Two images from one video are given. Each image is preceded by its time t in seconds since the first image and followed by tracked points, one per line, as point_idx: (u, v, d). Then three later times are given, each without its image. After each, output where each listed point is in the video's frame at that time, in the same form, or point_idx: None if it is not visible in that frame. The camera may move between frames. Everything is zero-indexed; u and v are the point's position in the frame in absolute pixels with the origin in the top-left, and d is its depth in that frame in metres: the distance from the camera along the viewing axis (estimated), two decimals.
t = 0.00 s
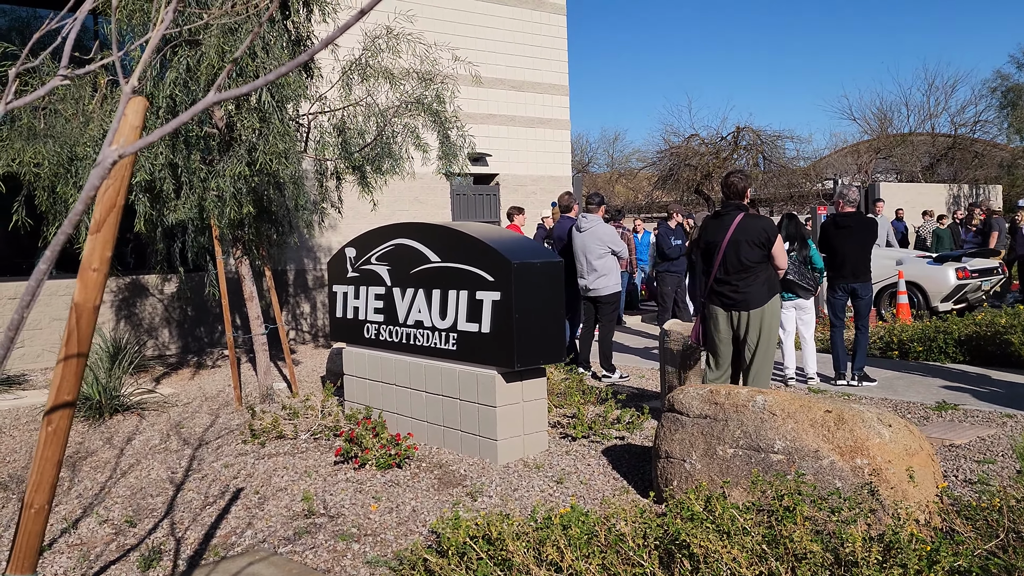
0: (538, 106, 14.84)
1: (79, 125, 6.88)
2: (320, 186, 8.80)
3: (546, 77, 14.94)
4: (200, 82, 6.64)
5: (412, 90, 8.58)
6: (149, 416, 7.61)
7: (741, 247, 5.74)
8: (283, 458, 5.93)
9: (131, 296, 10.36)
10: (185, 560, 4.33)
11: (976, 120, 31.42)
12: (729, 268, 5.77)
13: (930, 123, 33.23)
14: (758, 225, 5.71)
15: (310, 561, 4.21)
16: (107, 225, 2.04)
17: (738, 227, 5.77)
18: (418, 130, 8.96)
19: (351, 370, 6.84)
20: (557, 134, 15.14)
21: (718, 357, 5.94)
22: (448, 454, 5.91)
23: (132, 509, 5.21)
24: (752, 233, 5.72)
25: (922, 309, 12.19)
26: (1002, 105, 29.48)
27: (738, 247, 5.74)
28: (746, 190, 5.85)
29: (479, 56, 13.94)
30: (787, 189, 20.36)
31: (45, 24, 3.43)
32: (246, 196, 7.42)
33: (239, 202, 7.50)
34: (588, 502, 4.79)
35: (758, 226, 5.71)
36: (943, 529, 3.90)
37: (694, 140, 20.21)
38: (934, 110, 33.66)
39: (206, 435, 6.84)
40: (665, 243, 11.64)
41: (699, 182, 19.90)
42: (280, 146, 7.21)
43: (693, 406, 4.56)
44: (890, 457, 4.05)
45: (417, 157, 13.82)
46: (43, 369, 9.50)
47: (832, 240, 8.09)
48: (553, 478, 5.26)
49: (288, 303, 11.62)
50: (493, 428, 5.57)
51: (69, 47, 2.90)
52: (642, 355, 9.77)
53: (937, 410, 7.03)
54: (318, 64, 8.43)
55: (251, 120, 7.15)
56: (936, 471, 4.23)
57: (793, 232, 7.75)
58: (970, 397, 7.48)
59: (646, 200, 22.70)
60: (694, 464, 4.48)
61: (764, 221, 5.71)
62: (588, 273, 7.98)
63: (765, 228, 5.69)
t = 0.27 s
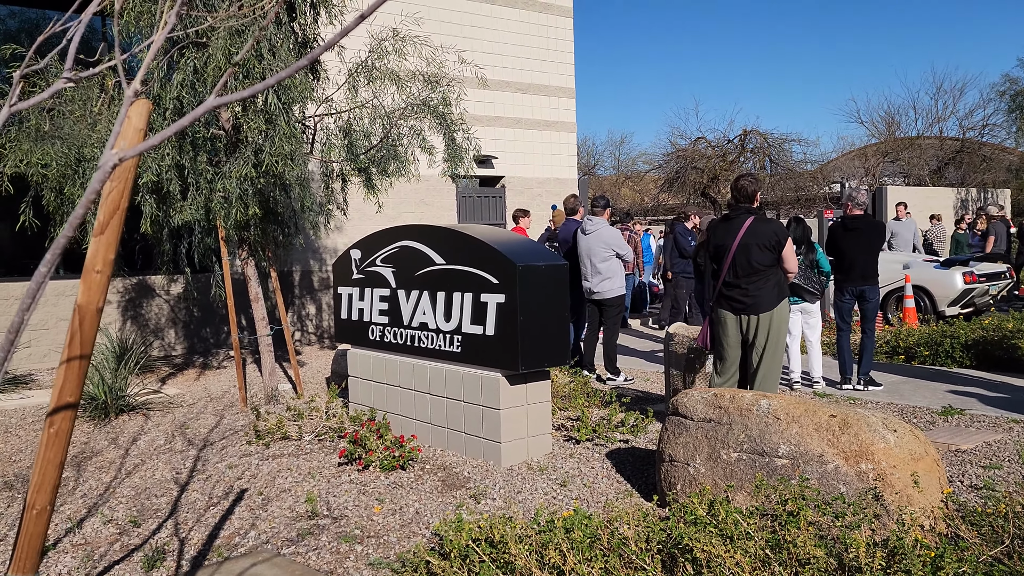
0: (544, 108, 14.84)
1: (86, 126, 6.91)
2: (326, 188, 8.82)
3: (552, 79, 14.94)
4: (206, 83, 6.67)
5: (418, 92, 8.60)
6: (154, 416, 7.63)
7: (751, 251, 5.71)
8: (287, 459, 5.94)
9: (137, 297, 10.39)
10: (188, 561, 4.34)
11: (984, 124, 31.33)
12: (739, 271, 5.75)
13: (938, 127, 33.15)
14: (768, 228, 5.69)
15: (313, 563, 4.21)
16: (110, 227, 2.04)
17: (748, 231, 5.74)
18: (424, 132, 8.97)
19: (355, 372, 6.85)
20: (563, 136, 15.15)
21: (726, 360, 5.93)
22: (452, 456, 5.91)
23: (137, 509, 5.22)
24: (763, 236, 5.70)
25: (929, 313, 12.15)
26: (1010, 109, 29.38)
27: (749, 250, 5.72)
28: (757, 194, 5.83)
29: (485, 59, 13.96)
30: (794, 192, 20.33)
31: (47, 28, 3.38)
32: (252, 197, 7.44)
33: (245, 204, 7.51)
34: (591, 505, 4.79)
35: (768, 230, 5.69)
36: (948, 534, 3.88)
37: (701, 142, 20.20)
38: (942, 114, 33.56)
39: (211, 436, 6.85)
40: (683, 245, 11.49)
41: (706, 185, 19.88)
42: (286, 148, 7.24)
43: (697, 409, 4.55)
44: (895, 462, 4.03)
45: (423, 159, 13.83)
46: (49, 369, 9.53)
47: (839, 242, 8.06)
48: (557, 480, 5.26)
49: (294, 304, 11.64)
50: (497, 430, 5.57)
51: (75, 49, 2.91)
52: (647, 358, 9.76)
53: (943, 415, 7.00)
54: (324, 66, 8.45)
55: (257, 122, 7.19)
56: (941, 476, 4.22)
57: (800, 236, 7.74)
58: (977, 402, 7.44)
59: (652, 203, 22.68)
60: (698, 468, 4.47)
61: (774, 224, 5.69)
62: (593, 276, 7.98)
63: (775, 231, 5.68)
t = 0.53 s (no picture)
0: (550, 106, 14.84)
1: (92, 122, 6.94)
2: (331, 185, 8.83)
3: (558, 78, 14.94)
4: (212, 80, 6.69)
5: (423, 90, 8.61)
6: (159, 412, 7.66)
7: (753, 249, 5.71)
8: (290, 455, 5.96)
9: (143, 293, 10.43)
10: (190, 555, 4.36)
11: (993, 124, 31.20)
12: (740, 270, 5.75)
13: (946, 126, 33.02)
14: (772, 227, 5.68)
15: (314, 558, 4.23)
16: (109, 223, 2.06)
17: (751, 230, 5.74)
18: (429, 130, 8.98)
19: (359, 369, 6.86)
20: (568, 135, 15.14)
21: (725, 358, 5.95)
22: (454, 453, 5.92)
23: (140, 504, 5.24)
24: (765, 235, 5.69)
25: (935, 314, 12.11)
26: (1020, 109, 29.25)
27: (751, 249, 5.72)
28: (761, 192, 5.81)
29: (491, 57, 13.95)
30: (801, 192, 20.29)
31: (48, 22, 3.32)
32: (257, 194, 7.45)
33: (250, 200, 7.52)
34: (592, 503, 4.79)
35: (771, 230, 5.68)
36: (949, 535, 3.88)
37: (708, 141, 20.17)
38: (950, 113, 33.44)
39: (215, 432, 6.87)
40: (697, 240, 11.35)
41: (712, 183, 19.84)
42: (291, 145, 7.25)
43: (699, 408, 4.56)
44: (896, 461, 4.03)
45: (428, 157, 13.84)
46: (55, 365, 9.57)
47: (845, 241, 8.04)
48: (559, 478, 5.26)
49: (299, 301, 11.68)
50: (500, 427, 5.58)
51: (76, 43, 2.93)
52: (651, 357, 9.75)
53: (947, 415, 6.98)
54: (329, 64, 8.47)
55: (262, 118, 7.20)
56: (943, 476, 4.21)
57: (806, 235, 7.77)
58: (981, 402, 7.42)
59: (658, 202, 22.66)
60: (699, 467, 4.47)
61: (778, 224, 5.68)
62: (596, 274, 7.98)
63: (779, 231, 5.66)
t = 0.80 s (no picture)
0: (556, 104, 14.85)
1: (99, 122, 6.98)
2: (336, 184, 8.86)
3: (564, 76, 14.94)
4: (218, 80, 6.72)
5: (428, 89, 8.63)
6: (165, 410, 7.71)
7: (750, 249, 5.72)
8: (294, 453, 6.00)
9: (150, 291, 10.48)
10: (194, 552, 4.39)
11: (1002, 122, 31.07)
12: (737, 269, 5.76)
13: (955, 124, 32.90)
14: (770, 228, 5.69)
15: (316, 555, 4.26)
16: (108, 224, 2.08)
17: (749, 229, 5.74)
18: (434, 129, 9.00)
19: (363, 367, 6.89)
20: (574, 133, 15.14)
21: (721, 357, 5.96)
22: (457, 451, 5.95)
23: (145, 501, 5.29)
24: (763, 235, 5.69)
25: (941, 312, 12.08)
26: None
27: (748, 249, 5.73)
28: (759, 192, 5.84)
29: (496, 55, 13.96)
30: (808, 190, 20.26)
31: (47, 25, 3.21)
32: (263, 193, 7.48)
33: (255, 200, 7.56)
34: (593, 501, 4.81)
35: (769, 230, 5.68)
36: (949, 534, 3.89)
37: (714, 140, 20.17)
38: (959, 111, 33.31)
39: (220, 430, 6.92)
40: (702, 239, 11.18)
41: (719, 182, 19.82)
42: (296, 145, 7.27)
43: (700, 407, 4.57)
44: (896, 460, 4.03)
45: (434, 156, 13.86)
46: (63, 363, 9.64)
47: (852, 239, 8.04)
48: (561, 477, 5.28)
49: (305, 300, 11.73)
50: (502, 426, 5.60)
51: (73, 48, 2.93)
52: (655, 355, 9.76)
53: (951, 414, 6.98)
54: (334, 63, 8.50)
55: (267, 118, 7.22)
56: (943, 475, 4.22)
57: (810, 234, 7.79)
58: (986, 402, 7.41)
59: (665, 200, 22.65)
60: (700, 466, 4.49)
61: (776, 224, 5.68)
62: (600, 273, 7.99)
63: (776, 231, 5.67)
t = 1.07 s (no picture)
0: (562, 106, 14.87)
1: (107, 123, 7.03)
2: (342, 185, 8.89)
3: (570, 77, 14.97)
4: (224, 81, 6.76)
5: (434, 91, 8.66)
6: (171, 409, 7.75)
7: (748, 251, 5.73)
8: (298, 453, 6.03)
9: (157, 291, 10.54)
10: (198, 551, 4.43)
11: (1010, 124, 30.96)
12: (734, 270, 5.78)
13: (963, 126, 32.81)
14: (768, 230, 5.69)
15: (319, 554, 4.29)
16: (112, 225, 2.12)
17: (747, 231, 5.76)
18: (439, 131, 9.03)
19: (367, 368, 6.92)
20: (580, 134, 15.15)
21: (718, 358, 5.99)
22: (461, 452, 5.97)
23: (150, 500, 5.32)
24: (761, 237, 5.70)
25: (947, 315, 12.06)
26: None
27: (746, 250, 5.74)
28: (758, 195, 5.88)
29: (502, 56, 13.99)
30: (815, 192, 20.22)
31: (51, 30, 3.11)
32: (269, 194, 7.51)
33: (261, 200, 7.59)
34: (596, 502, 4.83)
35: (767, 232, 5.69)
36: (950, 536, 3.90)
37: (721, 141, 20.20)
38: (967, 113, 33.22)
39: (225, 429, 6.95)
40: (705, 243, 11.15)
41: (726, 183, 19.81)
42: (302, 146, 7.30)
43: (702, 408, 4.58)
44: (898, 463, 4.04)
45: (440, 157, 13.90)
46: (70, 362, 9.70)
47: (859, 239, 8.03)
48: (563, 477, 5.30)
49: (310, 300, 11.78)
50: (505, 427, 5.62)
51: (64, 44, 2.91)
52: (660, 357, 9.77)
53: (955, 417, 6.97)
54: (340, 65, 8.54)
55: (273, 119, 7.25)
56: (944, 478, 4.23)
57: (815, 236, 7.81)
58: (991, 405, 7.39)
59: (671, 202, 22.65)
60: (702, 467, 4.50)
61: (774, 226, 5.69)
62: (605, 274, 8.01)
63: (774, 233, 5.67)
